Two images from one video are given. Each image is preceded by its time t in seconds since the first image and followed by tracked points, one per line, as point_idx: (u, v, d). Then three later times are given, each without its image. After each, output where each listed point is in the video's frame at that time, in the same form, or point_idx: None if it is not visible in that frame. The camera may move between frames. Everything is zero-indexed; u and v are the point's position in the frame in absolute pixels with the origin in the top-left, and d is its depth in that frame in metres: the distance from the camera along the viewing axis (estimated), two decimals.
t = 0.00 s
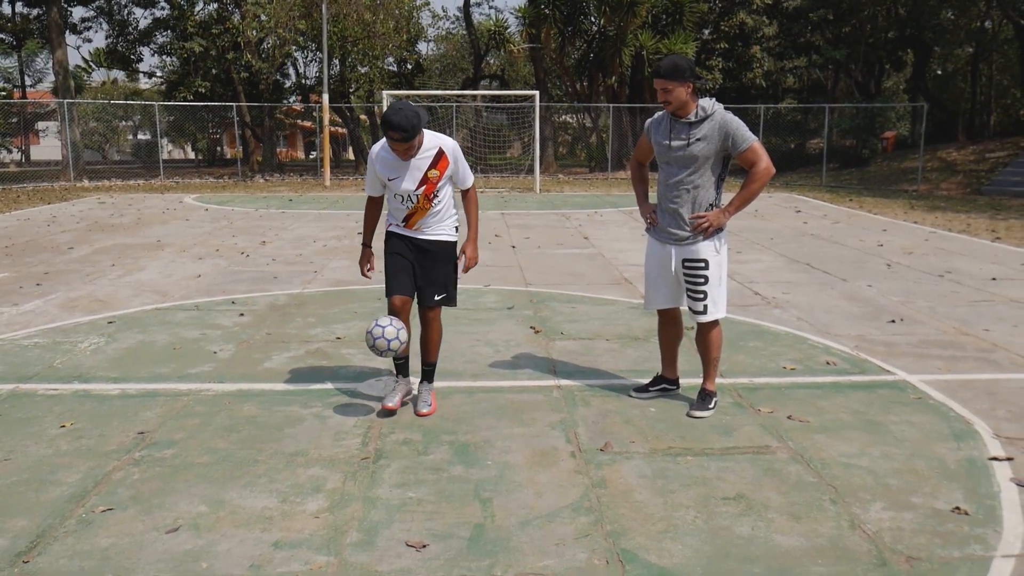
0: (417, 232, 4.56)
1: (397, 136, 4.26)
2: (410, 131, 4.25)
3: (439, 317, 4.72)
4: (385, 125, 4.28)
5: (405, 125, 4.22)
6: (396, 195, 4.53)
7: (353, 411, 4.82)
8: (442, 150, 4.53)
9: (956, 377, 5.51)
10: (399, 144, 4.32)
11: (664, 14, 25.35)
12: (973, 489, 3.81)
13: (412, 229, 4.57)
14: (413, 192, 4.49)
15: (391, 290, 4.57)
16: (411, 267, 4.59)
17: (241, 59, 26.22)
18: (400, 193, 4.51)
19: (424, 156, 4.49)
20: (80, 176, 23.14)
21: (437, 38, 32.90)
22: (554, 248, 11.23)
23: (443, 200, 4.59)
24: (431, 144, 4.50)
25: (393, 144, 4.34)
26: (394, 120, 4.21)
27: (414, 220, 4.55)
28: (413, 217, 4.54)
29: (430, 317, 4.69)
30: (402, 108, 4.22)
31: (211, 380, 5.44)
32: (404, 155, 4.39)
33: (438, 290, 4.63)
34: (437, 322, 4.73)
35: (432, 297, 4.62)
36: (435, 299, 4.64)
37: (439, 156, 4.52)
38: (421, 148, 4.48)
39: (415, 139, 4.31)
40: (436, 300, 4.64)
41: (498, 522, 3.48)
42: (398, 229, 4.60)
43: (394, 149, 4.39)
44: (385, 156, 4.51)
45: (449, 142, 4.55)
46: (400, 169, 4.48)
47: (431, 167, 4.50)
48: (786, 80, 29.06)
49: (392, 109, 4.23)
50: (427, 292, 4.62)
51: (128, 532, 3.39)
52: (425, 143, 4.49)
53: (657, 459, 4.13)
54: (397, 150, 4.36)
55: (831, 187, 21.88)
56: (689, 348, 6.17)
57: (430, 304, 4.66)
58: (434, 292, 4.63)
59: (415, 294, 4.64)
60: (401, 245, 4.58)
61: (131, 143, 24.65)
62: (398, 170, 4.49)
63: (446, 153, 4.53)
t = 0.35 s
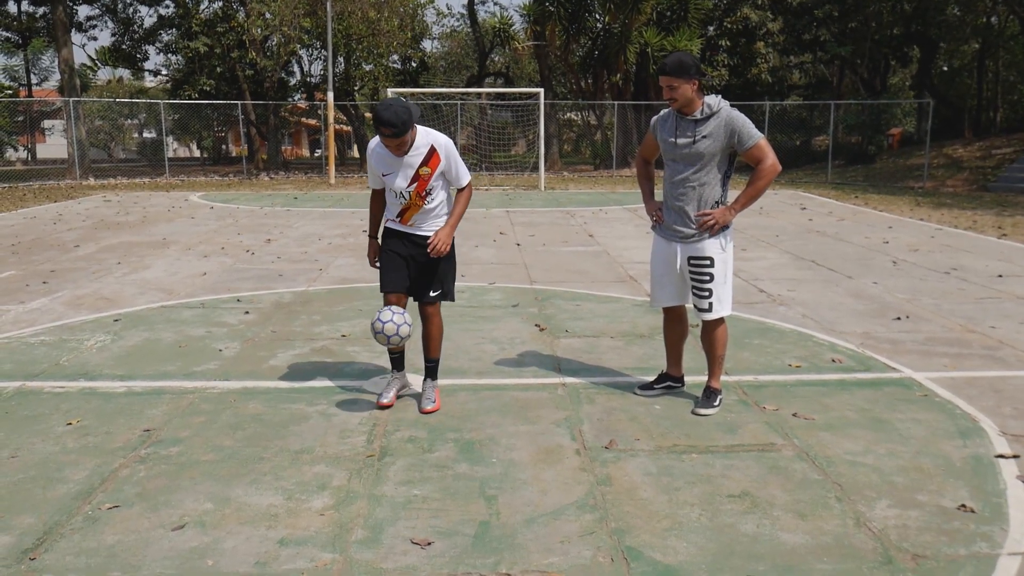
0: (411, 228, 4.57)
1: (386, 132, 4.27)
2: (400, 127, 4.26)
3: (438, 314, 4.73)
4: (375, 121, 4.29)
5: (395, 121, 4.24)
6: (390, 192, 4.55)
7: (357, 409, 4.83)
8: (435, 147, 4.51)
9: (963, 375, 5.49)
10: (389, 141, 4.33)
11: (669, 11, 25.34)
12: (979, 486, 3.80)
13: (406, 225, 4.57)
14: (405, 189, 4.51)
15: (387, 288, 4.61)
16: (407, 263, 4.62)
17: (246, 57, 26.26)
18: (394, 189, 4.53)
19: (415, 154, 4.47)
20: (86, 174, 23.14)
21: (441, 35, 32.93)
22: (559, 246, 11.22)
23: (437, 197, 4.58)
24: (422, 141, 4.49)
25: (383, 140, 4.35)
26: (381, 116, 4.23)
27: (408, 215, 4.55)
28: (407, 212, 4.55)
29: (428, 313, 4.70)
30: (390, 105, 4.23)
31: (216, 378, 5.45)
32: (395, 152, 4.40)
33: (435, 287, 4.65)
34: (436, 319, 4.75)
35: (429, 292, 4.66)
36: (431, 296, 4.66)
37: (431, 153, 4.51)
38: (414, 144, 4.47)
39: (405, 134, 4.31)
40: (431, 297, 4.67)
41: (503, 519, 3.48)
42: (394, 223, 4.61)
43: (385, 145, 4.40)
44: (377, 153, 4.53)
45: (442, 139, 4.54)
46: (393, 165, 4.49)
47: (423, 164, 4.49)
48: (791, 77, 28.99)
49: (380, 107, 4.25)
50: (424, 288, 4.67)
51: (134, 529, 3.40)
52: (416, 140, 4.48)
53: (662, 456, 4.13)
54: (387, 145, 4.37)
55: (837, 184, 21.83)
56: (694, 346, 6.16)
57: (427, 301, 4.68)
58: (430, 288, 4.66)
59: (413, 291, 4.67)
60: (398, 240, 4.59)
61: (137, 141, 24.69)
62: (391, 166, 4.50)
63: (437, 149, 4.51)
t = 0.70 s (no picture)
0: (412, 232, 4.59)
1: (392, 138, 4.27)
2: (406, 132, 4.27)
3: (428, 304, 4.62)
4: (379, 129, 4.29)
5: (402, 126, 4.24)
6: (388, 199, 4.53)
7: (360, 406, 4.83)
8: (434, 152, 4.56)
9: (965, 372, 5.48)
10: (393, 147, 4.32)
11: (671, 8, 25.29)
12: (981, 483, 3.80)
13: (405, 230, 4.58)
14: (406, 194, 4.51)
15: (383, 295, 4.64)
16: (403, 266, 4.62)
17: (247, 56, 26.26)
18: (393, 197, 4.52)
19: (415, 160, 4.51)
20: (88, 173, 23.16)
21: (443, 33, 32.90)
22: (561, 244, 11.22)
23: (436, 199, 4.63)
24: (422, 146, 4.53)
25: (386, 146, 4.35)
26: (388, 123, 4.23)
27: (408, 222, 4.57)
28: (406, 218, 4.56)
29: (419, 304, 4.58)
30: (397, 110, 4.25)
31: (218, 376, 5.46)
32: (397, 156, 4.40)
33: (427, 277, 4.55)
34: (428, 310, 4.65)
35: (421, 283, 4.55)
36: (422, 286, 4.56)
37: (431, 158, 4.55)
38: (414, 151, 4.51)
39: (410, 139, 4.33)
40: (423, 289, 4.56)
41: (506, 517, 3.48)
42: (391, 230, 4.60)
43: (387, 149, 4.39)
44: (376, 159, 4.50)
45: (440, 143, 4.59)
46: (393, 171, 4.49)
47: (425, 169, 4.53)
48: (793, 74, 28.94)
49: (386, 114, 4.25)
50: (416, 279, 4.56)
51: (137, 527, 3.41)
52: (417, 146, 4.52)
53: (664, 454, 4.13)
54: (391, 151, 4.37)
55: (839, 181, 21.80)
56: (696, 343, 6.16)
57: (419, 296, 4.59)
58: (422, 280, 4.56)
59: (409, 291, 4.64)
60: (395, 246, 4.60)
61: (139, 140, 24.73)
62: (392, 173, 4.49)
63: (437, 154, 4.56)
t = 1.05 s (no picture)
0: (425, 231, 4.59)
1: (408, 132, 4.26)
2: (423, 126, 4.27)
3: (445, 308, 4.75)
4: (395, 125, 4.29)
5: (419, 121, 4.23)
6: (402, 196, 4.50)
7: (365, 406, 4.85)
8: (449, 149, 4.57)
9: (970, 370, 5.48)
10: (407, 141, 4.31)
11: (675, 7, 25.27)
12: (987, 482, 3.79)
13: (417, 229, 4.59)
14: (421, 192, 4.49)
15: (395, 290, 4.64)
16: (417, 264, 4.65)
17: (251, 55, 26.30)
18: (407, 193, 4.49)
19: (429, 157, 4.50)
20: (93, 174, 23.23)
21: (448, 33, 32.93)
22: (565, 243, 11.22)
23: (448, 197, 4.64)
24: (437, 143, 4.53)
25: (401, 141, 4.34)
26: (403, 117, 4.22)
27: (420, 220, 4.57)
28: (420, 216, 4.55)
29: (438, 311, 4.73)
30: (415, 104, 4.24)
31: (223, 375, 5.47)
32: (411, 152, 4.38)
33: (447, 283, 4.66)
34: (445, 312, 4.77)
35: (441, 289, 4.65)
36: (443, 292, 4.66)
37: (446, 155, 4.56)
38: (430, 148, 4.50)
39: (426, 135, 4.33)
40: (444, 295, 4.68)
41: (510, 516, 3.49)
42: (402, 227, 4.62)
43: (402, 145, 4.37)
44: (391, 154, 4.50)
45: (454, 141, 4.60)
46: (408, 168, 4.47)
47: (439, 166, 4.53)
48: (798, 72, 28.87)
49: (400, 109, 4.23)
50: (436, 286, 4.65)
51: (143, 526, 3.42)
52: (432, 143, 4.52)
53: (669, 453, 4.13)
54: (407, 147, 4.35)
55: (844, 180, 21.79)
56: (700, 342, 6.16)
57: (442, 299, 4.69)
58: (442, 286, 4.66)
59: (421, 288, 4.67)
60: (404, 244, 4.62)
61: (144, 140, 24.79)
62: (406, 170, 4.47)
63: (452, 151, 4.57)
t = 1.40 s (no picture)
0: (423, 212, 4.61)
1: (400, 132, 4.25)
2: (417, 124, 4.23)
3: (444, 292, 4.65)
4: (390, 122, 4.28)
5: (412, 119, 4.19)
6: (397, 187, 4.55)
7: (367, 404, 4.85)
8: (444, 148, 4.54)
9: (972, 370, 5.47)
10: (401, 140, 4.31)
11: (678, 6, 25.29)
12: (989, 481, 3.79)
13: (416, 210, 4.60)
14: (414, 188, 4.53)
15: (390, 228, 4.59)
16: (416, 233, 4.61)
17: (254, 55, 26.34)
18: (400, 187, 4.54)
19: (425, 154, 4.49)
20: (96, 173, 23.30)
21: (450, 32, 32.97)
22: (567, 242, 11.22)
23: (444, 191, 4.63)
24: (432, 141, 4.50)
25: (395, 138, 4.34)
26: (396, 119, 4.20)
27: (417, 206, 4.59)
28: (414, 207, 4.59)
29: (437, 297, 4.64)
30: (409, 102, 4.19)
31: (225, 374, 5.48)
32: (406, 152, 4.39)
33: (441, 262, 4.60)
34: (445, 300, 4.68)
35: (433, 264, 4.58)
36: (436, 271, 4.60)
37: (441, 153, 4.53)
38: (424, 146, 4.48)
39: (420, 133, 4.30)
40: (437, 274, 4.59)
41: (512, 514, 3.49)
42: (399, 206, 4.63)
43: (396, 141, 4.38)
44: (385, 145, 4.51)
45: (449, 139, 4.56)
46: (401, 163, 4.48)
47: (433, 165, 4.52)
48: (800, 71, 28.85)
49: (394, 109, 4.21)
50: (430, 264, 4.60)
51: (146, 524, 3.43)
52: (428, 139, 4.49)
53: (671, 451, 4.13)
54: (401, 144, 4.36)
55: (846, 179, 21.80)
56: (702, 342, 6.16)
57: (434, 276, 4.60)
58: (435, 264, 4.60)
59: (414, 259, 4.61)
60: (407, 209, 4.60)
61: (147, 139, 24.85)
62: (400, 167, 4.50)
63: (447, 149, 4.53)
